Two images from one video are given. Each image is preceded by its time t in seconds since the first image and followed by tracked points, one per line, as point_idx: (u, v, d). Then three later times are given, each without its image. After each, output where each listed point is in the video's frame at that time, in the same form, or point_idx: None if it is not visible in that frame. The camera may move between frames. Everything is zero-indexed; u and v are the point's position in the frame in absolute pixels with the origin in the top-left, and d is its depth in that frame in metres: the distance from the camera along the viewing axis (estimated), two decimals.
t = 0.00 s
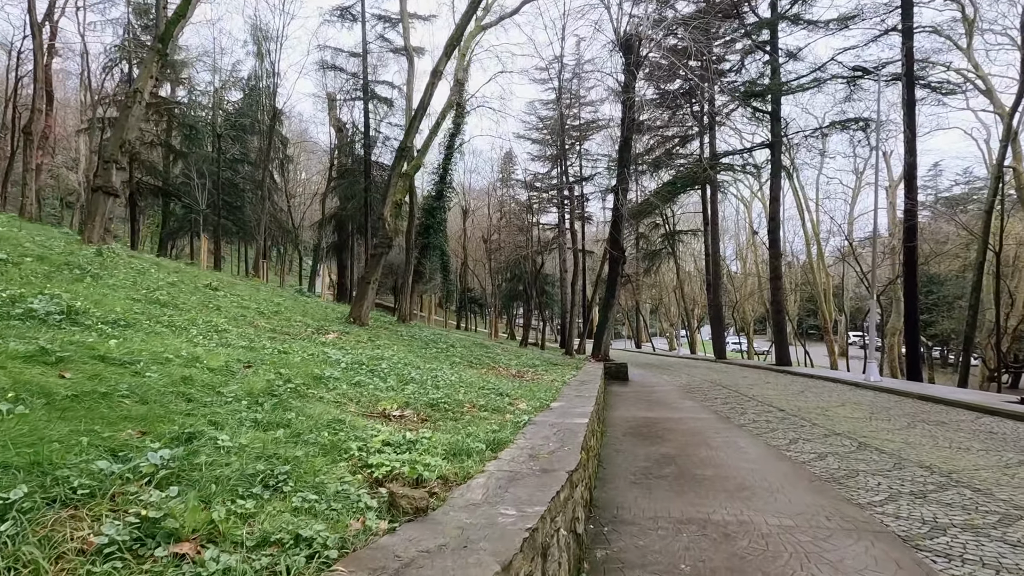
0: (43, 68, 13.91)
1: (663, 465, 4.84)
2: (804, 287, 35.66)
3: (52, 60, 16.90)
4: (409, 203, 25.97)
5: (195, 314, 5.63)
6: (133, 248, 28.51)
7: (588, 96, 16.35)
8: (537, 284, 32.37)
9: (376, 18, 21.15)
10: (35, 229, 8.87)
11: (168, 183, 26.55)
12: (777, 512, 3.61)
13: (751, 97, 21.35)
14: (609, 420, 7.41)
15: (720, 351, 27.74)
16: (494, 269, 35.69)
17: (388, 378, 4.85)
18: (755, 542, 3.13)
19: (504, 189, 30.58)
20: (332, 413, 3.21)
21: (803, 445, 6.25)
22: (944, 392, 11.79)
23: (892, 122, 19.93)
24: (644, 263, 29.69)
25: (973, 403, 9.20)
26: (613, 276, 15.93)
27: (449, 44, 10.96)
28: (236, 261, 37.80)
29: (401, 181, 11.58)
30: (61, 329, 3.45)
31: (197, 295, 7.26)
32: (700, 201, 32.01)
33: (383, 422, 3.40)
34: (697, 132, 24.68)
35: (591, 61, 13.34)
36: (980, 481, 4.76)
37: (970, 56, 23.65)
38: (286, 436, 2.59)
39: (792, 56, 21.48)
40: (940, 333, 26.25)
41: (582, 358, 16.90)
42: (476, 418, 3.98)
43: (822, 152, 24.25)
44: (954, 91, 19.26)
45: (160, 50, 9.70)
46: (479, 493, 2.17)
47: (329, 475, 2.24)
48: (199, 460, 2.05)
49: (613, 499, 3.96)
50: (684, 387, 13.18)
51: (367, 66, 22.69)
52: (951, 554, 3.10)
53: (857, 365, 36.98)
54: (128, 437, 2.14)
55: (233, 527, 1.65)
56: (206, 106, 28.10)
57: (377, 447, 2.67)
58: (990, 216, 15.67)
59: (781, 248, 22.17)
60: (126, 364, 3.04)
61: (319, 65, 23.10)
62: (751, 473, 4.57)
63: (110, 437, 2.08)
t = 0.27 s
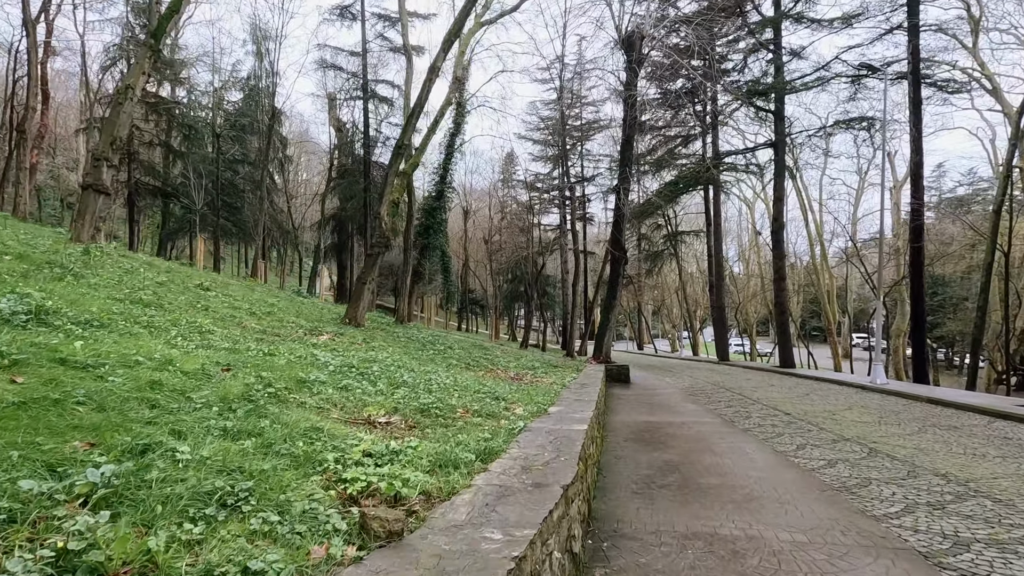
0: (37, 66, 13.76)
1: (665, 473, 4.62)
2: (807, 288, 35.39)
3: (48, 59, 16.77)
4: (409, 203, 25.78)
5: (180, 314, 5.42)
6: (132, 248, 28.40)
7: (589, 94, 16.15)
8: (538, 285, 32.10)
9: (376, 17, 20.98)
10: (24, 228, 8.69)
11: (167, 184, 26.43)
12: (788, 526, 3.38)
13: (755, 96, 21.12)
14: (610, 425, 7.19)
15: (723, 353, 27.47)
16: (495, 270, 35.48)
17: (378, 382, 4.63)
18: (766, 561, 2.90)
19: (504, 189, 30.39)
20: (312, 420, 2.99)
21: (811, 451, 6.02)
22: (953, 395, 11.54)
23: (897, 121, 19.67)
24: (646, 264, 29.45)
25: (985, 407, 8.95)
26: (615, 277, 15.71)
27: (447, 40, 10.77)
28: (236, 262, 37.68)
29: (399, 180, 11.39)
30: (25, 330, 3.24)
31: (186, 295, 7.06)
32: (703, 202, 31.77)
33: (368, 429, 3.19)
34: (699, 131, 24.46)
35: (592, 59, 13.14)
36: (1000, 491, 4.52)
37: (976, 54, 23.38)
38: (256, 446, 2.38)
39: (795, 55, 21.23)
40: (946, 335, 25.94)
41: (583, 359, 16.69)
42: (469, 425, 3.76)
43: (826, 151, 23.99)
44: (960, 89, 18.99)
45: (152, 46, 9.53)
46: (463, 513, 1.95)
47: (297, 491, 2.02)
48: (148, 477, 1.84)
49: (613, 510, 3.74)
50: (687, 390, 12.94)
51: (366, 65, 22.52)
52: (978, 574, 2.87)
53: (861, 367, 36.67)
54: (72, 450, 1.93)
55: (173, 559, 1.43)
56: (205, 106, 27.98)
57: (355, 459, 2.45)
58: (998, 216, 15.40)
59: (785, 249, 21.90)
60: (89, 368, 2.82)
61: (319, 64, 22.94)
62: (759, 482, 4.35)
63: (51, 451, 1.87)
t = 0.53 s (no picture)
0: (31, 63, 13.58)
1: (671, 483, 4.39)
2: (811, 289, 35.10)
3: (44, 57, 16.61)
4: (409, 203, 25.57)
5: (163, 315, 5.19)
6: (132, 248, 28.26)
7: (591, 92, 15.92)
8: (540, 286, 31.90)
9: (375, 14, 20.79)
10: (12, 226, 8.49)
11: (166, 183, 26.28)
12: (804, 544, 3.15)
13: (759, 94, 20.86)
14: (613, 430, 6.96)
15: (726, 354, 27.18)
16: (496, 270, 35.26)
17: (368, 387, 4.41)
18: None
19: (506, 189, 30.17)
20: (292, 430, 2.76)
21: (822, 458, 5.78)
22: (964, 398, 11.26)
23: (904, 120, 19.39)
24: (649, 264, 29.19)
25: (998, 411, 8.70)
26: (618, 277, 15.47)
27: (446, 35, 10.56)
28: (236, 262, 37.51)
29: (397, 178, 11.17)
30: None
31: (174, 295, 6.84)
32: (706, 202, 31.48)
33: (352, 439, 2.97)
34: (702, 131, 24.19)
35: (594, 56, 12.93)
36: None
37: (983, 52, 23.08)
38: (222, 462, 2.15)
39: (800, 53, 20.96)
40: (952, 336, 25.63)
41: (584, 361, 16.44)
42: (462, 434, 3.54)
43: (831, 151, 23.72)
44: (968, 87, 18.71)
45: (144, 40, 9.32)
46: (447, 542, 1.73)
47: (260, 515, 1.79)
48: (87, 503, 1.61)
49: (616, 525, 3.52)
50: (691, 392, 12.68)
51: (366, 64, 22.34)
52: None
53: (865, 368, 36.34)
54: (6, 469, 1.71)
55: None
56: (205, 105, 27.82)
57: (332, 475, 2.22)
58: (1008, 216, 15.11)
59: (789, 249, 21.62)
60: (48, 374, 2.61)
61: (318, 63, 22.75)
62: (770, 493, 4.11)
63: None
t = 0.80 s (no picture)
0: (22, 60, 13.40)
1: (672, 491, 4.17)
2: (814, 289, 34.84)
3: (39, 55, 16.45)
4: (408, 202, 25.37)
5: (142, 314, 4.98)
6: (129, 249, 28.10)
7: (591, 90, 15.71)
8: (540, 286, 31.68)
9: (374, 13, 20.61)
10: None
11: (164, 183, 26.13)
12: (815, 559, 2.93)
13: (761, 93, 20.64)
14: (612, 434, 6.73)
15: (728, 356, 26.90)
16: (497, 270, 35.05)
17: (353, 389, 4.19)
18: None
19: (506, 189, 29.97)
20: (260, 436, 2.55)
21: (829, 463, 5.55)
22: (972, 400, 11.02)
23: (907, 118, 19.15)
24: (650, 265, 28.95)
25: (1009, 413, 8.46)
26: (618, 277, 15.25)
27: (442, 30, 10.36)
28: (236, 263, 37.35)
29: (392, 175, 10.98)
30: None
31: (159, 293, 6.63)
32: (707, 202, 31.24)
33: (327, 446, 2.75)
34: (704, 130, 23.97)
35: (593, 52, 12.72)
36: None
37: (987, 50, 22.84)
38: (171, 473, 1.94)
39: (802, 50, 20.73)
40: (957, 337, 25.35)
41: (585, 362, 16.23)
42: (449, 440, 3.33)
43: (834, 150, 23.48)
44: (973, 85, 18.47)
45: (134, 34, 9.13)
46: (417, 568, 1.51)
47: (205, 536, 1.58)
48: None
49: (614, 536, 3.30)
50: (693, 394, 12.43)
51: (364, 63, 22.17)
52: None
53: (868, 369, 36.05)
54: None
55: None
56: (203, 105, 27.66)
57: (295, 489, 2.01)
58: (1015, 215, 14.85)
59: (792, 249, 21.37)
60: None
61: (316, 61, 22.57)
62: (777, 502, 3.89)
63: None
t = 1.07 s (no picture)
0: (14, 56, 13.19)
1: (674, 501, 3.94)
2: (817, 290, 34.56)
3: (32, 53, 16.26)
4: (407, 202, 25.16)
5: (121, 313, 4.77)
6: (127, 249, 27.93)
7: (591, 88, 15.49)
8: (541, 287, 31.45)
9: (372, 10, 20.41)
10: None
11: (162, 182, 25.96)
12: None
13: (763, 91, 20.41)
14: (612, 439, 6.50)
15: (731, 357, 26.64)
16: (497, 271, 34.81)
17: (338, 394, 3.97)
18: None
19: (506, 189, 29.75)
20: (225, 448, 2.34)
21: (838, 471, 5.33)
22: (982, 403, 10.77)
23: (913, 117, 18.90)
24: (652, 265, 28.68)
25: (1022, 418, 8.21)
26: (619, 277, 15.01)
27: (439, 25, 10.15)
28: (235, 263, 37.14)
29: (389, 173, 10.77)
30: None
31: (144, 293, 6.42)
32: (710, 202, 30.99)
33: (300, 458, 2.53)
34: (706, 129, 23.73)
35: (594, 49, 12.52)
36: None
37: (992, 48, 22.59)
38: (109, 494, 1.71)
39: (805, 48, 20.50)
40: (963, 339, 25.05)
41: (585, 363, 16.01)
42: (436, 449, 3.11)
43: (837, 149, 23.25)
44: (979, 83, 18.21)
45: (124, 28, 8.92)
46: None
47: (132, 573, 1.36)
48: None
49: (612, 553, 3.07)
50: (695, 397, 12.20)
51: (363, 61, 21.98)
52: None
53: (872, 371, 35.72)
54: None
55: None
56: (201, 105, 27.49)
57: (251, 511, 1.79)
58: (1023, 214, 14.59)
59: (795, 249, 21.12)
60: None
61: (315, 60, 22.38)
62: (786, 514, 3.66)
63: None
